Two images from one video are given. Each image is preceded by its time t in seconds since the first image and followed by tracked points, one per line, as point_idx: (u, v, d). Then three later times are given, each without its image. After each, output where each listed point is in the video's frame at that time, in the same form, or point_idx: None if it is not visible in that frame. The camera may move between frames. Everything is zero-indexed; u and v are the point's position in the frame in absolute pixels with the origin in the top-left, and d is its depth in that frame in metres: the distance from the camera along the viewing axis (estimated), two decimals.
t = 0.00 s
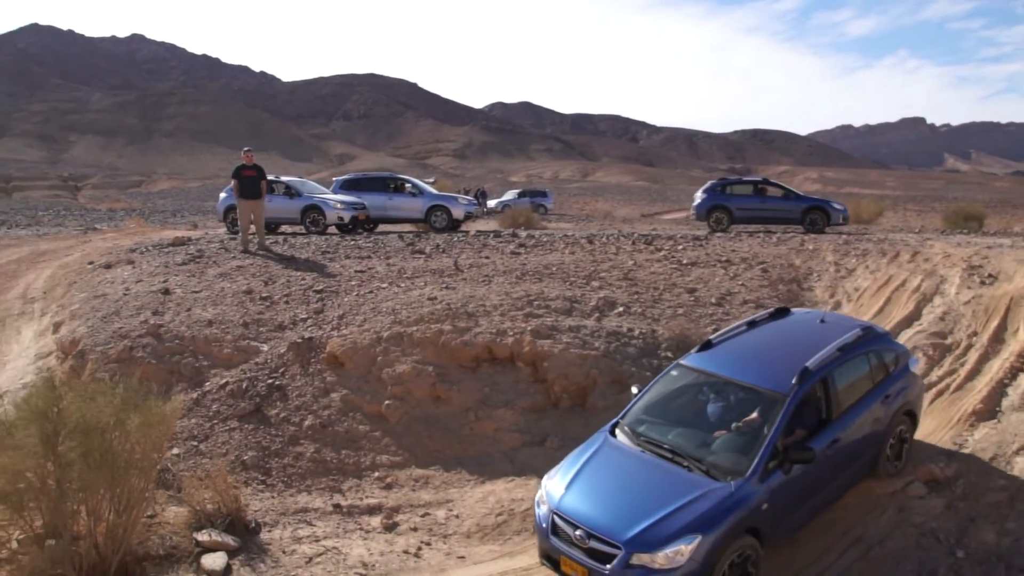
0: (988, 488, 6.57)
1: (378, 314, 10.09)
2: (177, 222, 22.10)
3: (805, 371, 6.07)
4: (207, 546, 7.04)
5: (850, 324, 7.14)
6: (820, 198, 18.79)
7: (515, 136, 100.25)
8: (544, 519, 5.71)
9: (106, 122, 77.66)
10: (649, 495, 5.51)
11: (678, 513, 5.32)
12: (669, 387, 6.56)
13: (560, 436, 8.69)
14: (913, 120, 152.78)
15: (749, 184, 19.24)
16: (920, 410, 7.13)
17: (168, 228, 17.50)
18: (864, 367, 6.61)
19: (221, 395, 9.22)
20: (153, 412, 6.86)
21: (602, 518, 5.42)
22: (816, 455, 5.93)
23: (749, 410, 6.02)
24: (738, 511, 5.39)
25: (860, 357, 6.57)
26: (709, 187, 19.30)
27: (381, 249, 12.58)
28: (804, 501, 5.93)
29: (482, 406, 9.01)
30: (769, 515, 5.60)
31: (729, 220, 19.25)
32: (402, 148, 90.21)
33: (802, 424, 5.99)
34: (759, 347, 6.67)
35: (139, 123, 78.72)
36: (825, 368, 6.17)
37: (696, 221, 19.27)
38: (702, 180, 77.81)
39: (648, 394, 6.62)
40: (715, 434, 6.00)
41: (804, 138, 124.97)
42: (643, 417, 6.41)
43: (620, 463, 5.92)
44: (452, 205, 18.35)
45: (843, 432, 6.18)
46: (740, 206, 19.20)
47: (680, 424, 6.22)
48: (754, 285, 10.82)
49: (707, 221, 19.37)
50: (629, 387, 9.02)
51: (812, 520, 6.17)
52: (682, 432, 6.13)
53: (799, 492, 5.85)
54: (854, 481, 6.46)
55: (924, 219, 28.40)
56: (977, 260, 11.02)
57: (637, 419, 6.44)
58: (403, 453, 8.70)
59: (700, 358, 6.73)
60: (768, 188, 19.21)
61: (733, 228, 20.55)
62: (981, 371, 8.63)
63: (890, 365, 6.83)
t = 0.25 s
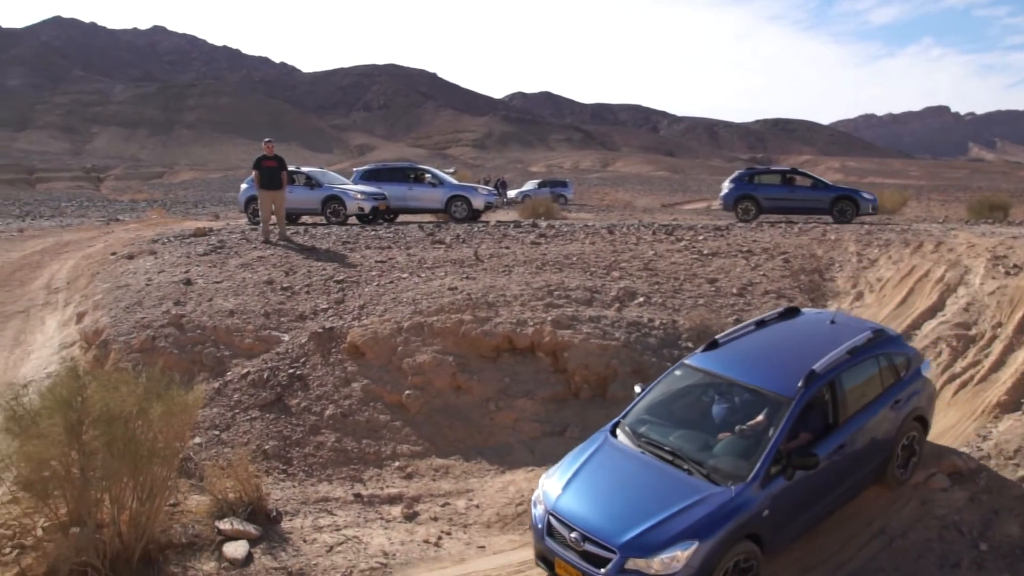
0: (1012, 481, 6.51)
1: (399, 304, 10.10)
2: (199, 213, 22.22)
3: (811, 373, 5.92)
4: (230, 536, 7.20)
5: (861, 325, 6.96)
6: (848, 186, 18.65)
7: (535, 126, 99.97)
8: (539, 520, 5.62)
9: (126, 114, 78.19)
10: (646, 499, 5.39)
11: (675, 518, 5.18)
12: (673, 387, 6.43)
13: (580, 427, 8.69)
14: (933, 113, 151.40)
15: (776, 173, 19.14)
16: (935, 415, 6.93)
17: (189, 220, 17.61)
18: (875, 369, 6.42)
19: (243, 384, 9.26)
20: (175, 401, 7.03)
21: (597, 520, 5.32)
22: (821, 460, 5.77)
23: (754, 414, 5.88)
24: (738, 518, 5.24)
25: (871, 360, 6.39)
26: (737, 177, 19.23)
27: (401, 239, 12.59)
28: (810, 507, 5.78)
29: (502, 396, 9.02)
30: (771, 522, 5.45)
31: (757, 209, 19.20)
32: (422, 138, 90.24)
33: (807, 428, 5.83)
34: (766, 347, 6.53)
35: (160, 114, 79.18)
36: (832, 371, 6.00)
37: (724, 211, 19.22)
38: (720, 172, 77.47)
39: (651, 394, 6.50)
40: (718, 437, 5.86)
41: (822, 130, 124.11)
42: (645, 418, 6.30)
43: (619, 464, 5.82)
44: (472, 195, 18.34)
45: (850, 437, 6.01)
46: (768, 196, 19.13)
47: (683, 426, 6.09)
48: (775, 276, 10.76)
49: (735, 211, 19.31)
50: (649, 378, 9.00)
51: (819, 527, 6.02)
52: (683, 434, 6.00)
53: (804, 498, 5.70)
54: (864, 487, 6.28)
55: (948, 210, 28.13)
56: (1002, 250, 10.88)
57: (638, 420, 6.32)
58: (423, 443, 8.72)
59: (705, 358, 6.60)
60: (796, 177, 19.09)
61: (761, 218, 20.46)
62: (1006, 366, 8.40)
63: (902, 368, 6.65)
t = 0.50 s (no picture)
0: None
1: (424, 293, 10.11)
2: (225, 202, 22.36)
3: (817, 381, 5.81)
4: (255, 522, 7.31)
5: (873, 329, 6.81)
6: (883, 177, 18.46)
7: (558, 114, 99.54)
8: (531, 521, 5.62)
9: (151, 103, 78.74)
10: (639, 503, 5.35)
11: (668, 526, 5.13)
12: (676, 389, 6.36)
13: (605, 417, 8.69)
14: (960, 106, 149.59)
15: (810, 164, 18.96)
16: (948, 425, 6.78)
17: (216, 208, 17.73)
18: (885, 376, 6.29)
19: (268, 372, 9.31)
20: (202, 389, 7.21)
21: (587, 524, 5.29)
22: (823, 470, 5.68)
23: (756, 420, 5.79)
24: (732, 528, 5.17)
25: (880, 367, 6.26)
26: (769, 168, 19.10)
27: (426, 229, 12.59)
28: (810, 517, 5.69)
29: (527, 386, 9.03)
30: (768, 533, 5.38)
31: (791, 200, 18.99)
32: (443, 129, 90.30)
33: (811, 437, 5.73)
34: (773, 350, 6.43)
35: (185, 103, 79.71)
36: (839, 379, 5.89)
37: (756, 201, 19.09)
38: (743, 163, 76.96)
39: (653, 394, 6.43)
40: (718, 443, 5.77)
41: (847, 123, 122.91)
42: (646, 419, 6.23)
43: (615, 467, 5.77)
44: (497, 185, 18.31)
45: (855, 447, 5.91)
46: (801, 186, 18.96)
47: (682, 429, 6.01)
48: (802, 267, 10.68)
49: (767, 201, 19.18)
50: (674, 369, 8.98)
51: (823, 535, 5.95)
52: (683, 437, 5.93)
53: (805, 508, 5.62)
54: (870, 497, 6.17)
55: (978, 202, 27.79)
56: None
57: (639, 421, 6.26)
58: (447, 432, 8.74)
59: (711, 359, 6.51)
60: (829, 167, 18.93)
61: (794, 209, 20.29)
62: None
63: (914, 375, 6.50)
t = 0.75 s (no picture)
0: None
1: (448, 283, 10.13)
2: (250, 192, 22.50)
3: (824, 378, 5.76)
4: (280, 510, 7.47)
5: (886, 329, 6.75)
6: (918, 167, 18.27)
7: (580, 105, 99.22)
8: (529, 515, 5.63)
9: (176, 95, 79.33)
10: (637, 499, 5.33)
11: (666, 522, 5.11)
12: (681, 384, 6.35)
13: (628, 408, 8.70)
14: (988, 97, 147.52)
15: (843, 154, 18.79)
16: (961, 428, 6.69)
17: (242, 198, 17.85)
18: (895, 376, 6.22)
19: (293, 361, 9.37)
20: (228, 377, 7.29)
21: (584, 519, 5.29)
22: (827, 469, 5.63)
23: (761, 418, 5.75)
24: (732, 526, 5.13)
25: (891, 367, 6.19)
26: (801, 157, 18.96)
27: (450, 219, 12.60)
28: (813, 518, 5.64)
29: (551, 376, 9.06)
30: (769, 533, 5.34)
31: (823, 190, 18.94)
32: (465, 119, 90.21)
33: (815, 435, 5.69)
34: (781, 347, 6.39)
35: (210, 94, 80.22)
36: (847, 377, 5.85)
37: (788, 191, 18.96)
38: (767, 152, 76.36)
39: (659, 389, 6.42)
40: (721, 439, 5.74)
41: (872, 113, 121.57)
42: (649, 414, 6.22)
43: (615, 463, 5.77)
44: (522, 175, 18.25)
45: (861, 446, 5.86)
46: (834, 176, 18.81)
47: (687, 425, 5.99)
48: (828, 258, 10.59)
49: (799, 191, 19.03)
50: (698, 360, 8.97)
51: (833, 533, 5.91)
52: (685, 432, 5.92)
53: (808, 507, 5.57)
54: (877, 499, 6.12)
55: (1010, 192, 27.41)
56: None
57: (642, 416, 6.26)
58: (471, 422, 8.78)
59: (717, 354, 6.50)
60: (864, 157, 18.76)
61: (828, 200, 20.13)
62: None
63: (926, 376, 6.43)
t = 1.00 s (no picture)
0: None
1: (478, 271, 10.14)
2: (280, 179, 22.61)
3: (843, 380, 5.67)
4: (309, 495, 7.57)
5: (911, 330, 6.62)
6: (962, 158, 18.08)
7: (606, 95, 98.83)
8: (535, 507, 5.64)
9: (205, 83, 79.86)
10: (645, 498, 5.29)
11: (673, 522, 5.06)
12: (698, 380, 6.30)
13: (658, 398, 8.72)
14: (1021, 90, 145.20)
15: (886, 145, 18.57)
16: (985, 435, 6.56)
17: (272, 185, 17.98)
18: (918, 379, 6.11)
19: (323, 348, 9.42)
20: (259, 362, 7.31)
21: (590, 514, 5.28)
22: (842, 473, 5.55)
23: (777, 418, 5.68)
24: (740, 529, 5.07)
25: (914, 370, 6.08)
26: (842, 147, 18.78)
27: (480, 207, 12.60)
28: (826, 522, 5.57)
29: (580, 364, 9.12)
30: (780, 536, 5.27)
31: (864, 181, 18.76)
32: (491, 108, 90.06)
33: (831, 438, 5.61)
34: (801, 345, 6.31)
35: (238, 82, 80.70)
36: (868, 379, 5.76)
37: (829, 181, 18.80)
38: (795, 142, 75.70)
39: (675, 385, 6.39)
40: (735, 438, 5.68)
41: (902, 104, 120.01)
42: (664, 410, 6.19)
43: (625, 458, 5.74)
44: (553, 164, 18.23)
45: (879, 450, 5.77)
46: (875, 166, 18.62)
47: (701, 422, 5.94)
48: (861, 249, 10.50)
49: (839, 181, 18.87)
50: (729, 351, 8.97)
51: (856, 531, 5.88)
52: (699, 430, 5.87)
53: (822, 510, 5.50)
54: (894, 504, 6.04)
55: None
56: None
57: (656, 411, 6.23)
58: (499, 410, 8.80)
59: (736, 350, 6.43)
60: (906, 148, 18.60)
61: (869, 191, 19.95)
62: None
63: (951, 380, 6.30)
